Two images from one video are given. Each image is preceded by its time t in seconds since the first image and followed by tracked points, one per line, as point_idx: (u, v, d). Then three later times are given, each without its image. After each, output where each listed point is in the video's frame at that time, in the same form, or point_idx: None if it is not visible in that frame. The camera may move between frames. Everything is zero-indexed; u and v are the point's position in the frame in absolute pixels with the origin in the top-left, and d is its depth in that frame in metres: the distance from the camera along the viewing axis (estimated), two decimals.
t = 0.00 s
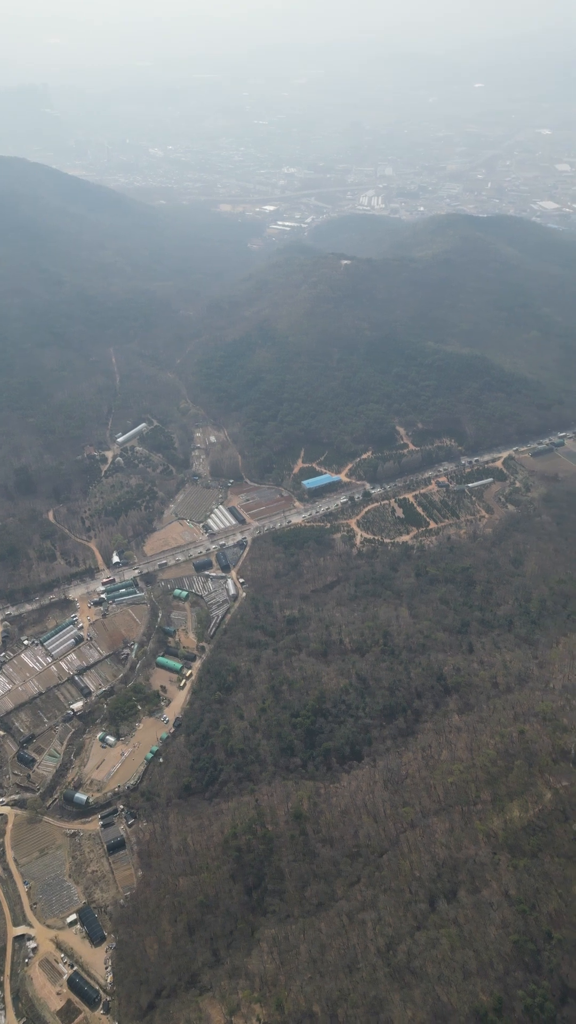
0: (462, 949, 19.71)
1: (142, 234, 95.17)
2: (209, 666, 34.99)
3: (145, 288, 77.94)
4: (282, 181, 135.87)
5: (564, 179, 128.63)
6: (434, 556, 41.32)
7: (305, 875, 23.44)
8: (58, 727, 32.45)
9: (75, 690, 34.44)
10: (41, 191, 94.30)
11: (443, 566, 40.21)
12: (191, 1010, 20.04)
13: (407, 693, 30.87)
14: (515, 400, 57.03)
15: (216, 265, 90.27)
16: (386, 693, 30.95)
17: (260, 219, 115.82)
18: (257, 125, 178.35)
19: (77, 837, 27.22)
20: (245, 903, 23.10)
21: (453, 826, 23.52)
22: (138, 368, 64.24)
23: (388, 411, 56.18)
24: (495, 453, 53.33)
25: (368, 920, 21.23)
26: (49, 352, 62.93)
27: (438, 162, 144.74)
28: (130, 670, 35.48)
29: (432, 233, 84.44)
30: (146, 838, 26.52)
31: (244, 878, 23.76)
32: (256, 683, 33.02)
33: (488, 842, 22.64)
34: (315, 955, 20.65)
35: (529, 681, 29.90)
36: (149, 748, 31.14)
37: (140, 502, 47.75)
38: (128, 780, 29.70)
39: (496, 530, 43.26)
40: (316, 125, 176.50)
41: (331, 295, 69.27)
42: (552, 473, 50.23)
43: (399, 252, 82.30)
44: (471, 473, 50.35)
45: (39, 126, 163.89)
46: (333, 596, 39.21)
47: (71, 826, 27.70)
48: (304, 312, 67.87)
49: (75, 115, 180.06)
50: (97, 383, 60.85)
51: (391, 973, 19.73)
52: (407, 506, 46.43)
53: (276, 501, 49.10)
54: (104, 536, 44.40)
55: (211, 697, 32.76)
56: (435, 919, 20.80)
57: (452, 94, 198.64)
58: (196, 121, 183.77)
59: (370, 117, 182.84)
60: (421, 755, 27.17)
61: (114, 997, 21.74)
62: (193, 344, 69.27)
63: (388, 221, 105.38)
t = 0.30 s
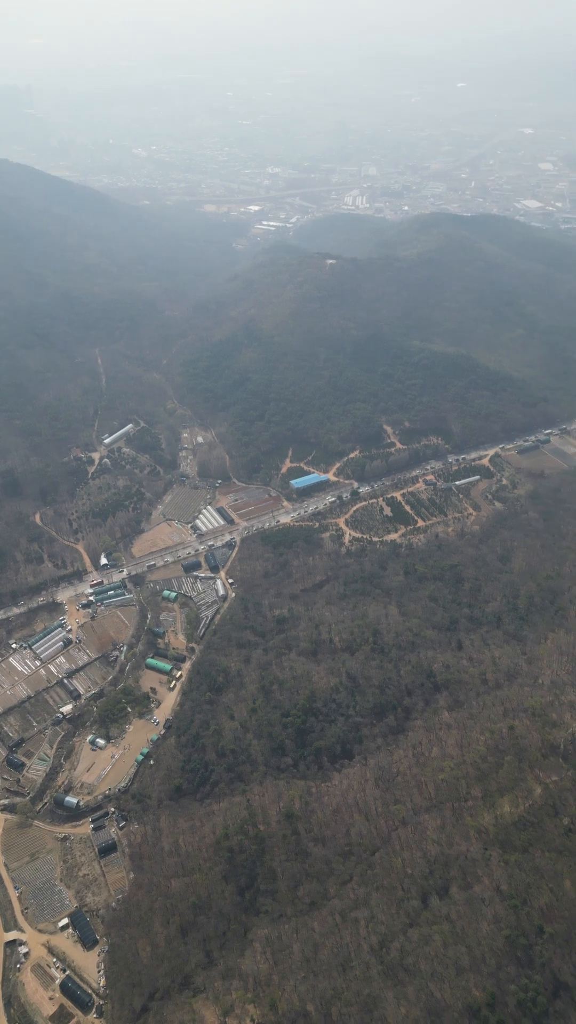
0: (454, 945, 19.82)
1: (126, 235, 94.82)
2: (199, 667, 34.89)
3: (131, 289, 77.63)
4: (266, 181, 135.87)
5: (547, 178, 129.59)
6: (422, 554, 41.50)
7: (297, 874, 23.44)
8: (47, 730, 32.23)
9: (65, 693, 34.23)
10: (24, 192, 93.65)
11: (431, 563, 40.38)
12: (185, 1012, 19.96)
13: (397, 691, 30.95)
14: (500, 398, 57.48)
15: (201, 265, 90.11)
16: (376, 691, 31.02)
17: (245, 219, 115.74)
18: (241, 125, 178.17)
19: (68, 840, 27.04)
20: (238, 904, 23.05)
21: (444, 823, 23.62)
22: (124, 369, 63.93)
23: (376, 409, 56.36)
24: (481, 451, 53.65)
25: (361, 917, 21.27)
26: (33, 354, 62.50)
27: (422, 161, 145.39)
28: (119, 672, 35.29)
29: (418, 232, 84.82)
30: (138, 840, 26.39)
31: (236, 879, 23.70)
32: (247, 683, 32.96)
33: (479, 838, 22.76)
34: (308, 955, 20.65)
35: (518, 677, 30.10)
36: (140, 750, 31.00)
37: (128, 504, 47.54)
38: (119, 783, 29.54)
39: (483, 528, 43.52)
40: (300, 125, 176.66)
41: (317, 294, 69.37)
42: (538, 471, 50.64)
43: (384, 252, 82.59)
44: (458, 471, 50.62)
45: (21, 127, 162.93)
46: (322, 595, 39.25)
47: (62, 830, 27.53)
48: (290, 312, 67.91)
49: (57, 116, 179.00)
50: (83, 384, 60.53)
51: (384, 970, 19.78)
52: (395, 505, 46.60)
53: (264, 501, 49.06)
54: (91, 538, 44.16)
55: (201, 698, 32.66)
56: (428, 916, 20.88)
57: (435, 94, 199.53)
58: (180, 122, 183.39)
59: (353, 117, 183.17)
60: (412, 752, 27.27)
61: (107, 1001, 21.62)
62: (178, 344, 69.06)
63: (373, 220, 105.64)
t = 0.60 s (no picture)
0: (447, 941, 19.93)
1: (110, 235, 94.39)
2: (189, 668, 34.77)
3: (116, 290, 77.28)
4: (251, 181, 135.78)
5: (529, 177, 130.45)
6: (411, 552, 41.66)
7: (289, 874, 23.42)
8: (36, 734, 31.99)
9: (54, 697, 33.98)
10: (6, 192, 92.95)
11: (420, 562, 40.55)
12: (178, 1014, 19.89)
13: (387, 689, 31.03)
14: (486, 395, 57.87)
15: (186, 266, 89.90)
16: (366, 689, 31.09)
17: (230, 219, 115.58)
18: (224, 125, 177.93)
19: (59, 845, 26.86)
20: (231, 905, 22.99)
21: (435, 820, 23.72)
22: (110, 370, 63.60)
23: (363, 408, 56.50)
24: (468, 449, 53.93)
25: (353, 915, 21.30)
26: (18, 356, 62.04)
27: (405, 161, 145.96)
28: (109, 675, 35.10)
29: (402, 231, 85.15)
30: (129, 843, 26.26)
31: (228, 879, 23.64)
32: (237, 683, 32.89)
33: (470, 833, 22.87)
34: (302, 954, 20.65)
35: (507, 673, 30.30)
36: (130, 753, 30.85)
37: (116, 505, 47.30)
38: (110, 785, 29.40)
39: (471, 525, 43.78)
40: (284, 125, 176.72)
41: (303, 294, 69.43)
42: (524, 468, 51.01)
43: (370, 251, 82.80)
44: (445, 469, 50.87)
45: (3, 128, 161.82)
46: (312, 594, 39.28)
47: (53, 834, 27.34)
48: (276, 311, 67.92)
49: (40, 117, 177.94)
50: (69, 386, 60.20)
51: (378, 968, 19.81)
52: (383, 503, 46.77)
53: (252, 501, 49.02)
54: (79, 540, 43.88)
55: (192, 699, 32.56)
56: (420, 913, 20.95)
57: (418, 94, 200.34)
58: (163, 122, 182.90)
59: (337, 117, 183.48)
60: (403, 749, 27.36)
61: (100, 1004, 21.50)
62: (164, 345, 68.85)
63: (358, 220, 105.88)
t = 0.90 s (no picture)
0: (439, 937, 20.02)
1: (94, 235, 93.95)
2: (179, 669, 34.67)
3: (101, 290, 76.93)
4: (235, 181, 135.67)
5: (513, 176, 131.24)
6: (399, 550, 41.82)
7: (282, 874, 23.42)
8: (26, 738, 31.77)
9: (43, 700, 33.76)
10: None
11: (408, 559, 40.71)
12: (172, 1017, 19.83)
13: (377, 687, 31.11)
14: (473, 393, 58.22)
15: (171, 266, 89.64)
16: (356, 687, 31.14)
17: (215, 219, 115.44)
18: (208, 125, 177.65)
19: (50, 848, 26.68)
20: (223, 905, 22.95)
21: (427, 817, 23.81)
22: (97, 371, 63.27)
23: (350, 407, 56.63)
24: (455, 447, 54.21)
25: (346, 914, 21.33)
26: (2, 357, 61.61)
27: (389, 160, 146.41)
28: (99, 677, 34.91)
29: (387, 231, 85.46)
30: (121, 845, 26.14)
31: (221, 880, 23.59)
32: (227, 683, 32.84)
33: (461, 830, 22.99)
34: (295, 953, 20.66)
35: (497, 669, 30.48)
36: (121, 755, 30.70)
37: (103, 507, 47.09)
38: (101, 788, 29.23)
39: (459, 523, 44.02)
40: (268, 125, 176.69)
41: (289, 294, 69.49)
42: (511, 465, 51.32)
43: (355, 251, 83.02)
44: (432, 467, 51.08)
45: None
46: (301, 593, 39.31)
47: (44, 838, 27.16)
48: (262, 311, 67.91)
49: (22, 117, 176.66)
50: (55, 387, 59.85)
51: (371, 966, 19.87)
52: (371, 502, 46.91)
53: (241, 501, 48.97)
54: (66, 542, 43.63)
55: (182, 700, 32.45)
56: (413, 910, 21.03)
57: (401, 93, 201.09)
58: (147, 122, 182.34)
59: (321, 117, 183.65)
60: (394, 747, 27.45)
61: (93, 1009, 21.40)
62: (151, 345, 68.60)
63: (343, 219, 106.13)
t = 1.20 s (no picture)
0: (432, 934, 20.10)
1: (78, 236, 93.45)
2: (168, 671, 34.53)
3: (85, 291, 76.51)
4: (220, 181, 135.50)
5: (496, 175, 132.02)
6: (388, 548, 41.94)
7: (274, 873, 23.40)
8: (15, 742, 31.52)
9: (32, 704, 33.51)
10: None
11: (397, 558, 40.84)
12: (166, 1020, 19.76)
13: (368, 685, 31.17)
14: (459, 392, 58.52)
15: (156, 266, 89.35)
16: (347, 686, 31.18)
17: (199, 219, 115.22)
18: (192, 125, 177.25)
19: (41, 853, 26.49)
20: (216, 906, 22.89)
21: (418, 814, 23.90)
22: (82, 373, 62.89)
23: (337, 407, 56.72)
24: (442, 445, 54.46)
25: (339, 913, 21.36)
26: None
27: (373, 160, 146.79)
28: (88, 680, 34.68)
29: (372, 230, 85.70)
30: (112, 848, 26.00)
31: (213, 881, 23.53)
32: (217, 684, 32.76)
33: (453, 826, 23.09)
34: (289, 953, 20.66)
35: (486, 665, 30.65)
36: (111, 758, 30.53)
37: (91, 508, 46.85)
38: (92, 791, 29.06)
39: (447, 520, 44.23)
40: (251, 125, 176.58)
41: (275, 293, 69.50)
42: (497, 463, 51.68)
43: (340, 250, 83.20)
44: (420, 465, 51.27)
45: None
46: (291, 593, 39.30)
47: (34, 843, 26.95)
48: (248, 311, 67.86)
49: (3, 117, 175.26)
50: (40, 389, 59.48)
51: (365, 964, 19.90)
52: (360, 501, 47.02)
53: (229, 501, 48.88)
54: (54, 545, 43.34)
55: (172, 702, 32.33)
56: (405, 907, 21.10)
57: (385, 94, 201.58)
58: (130, 122, 181.62)
59: (304, 117, 183.57)
60: (385, 745, 27.51)
61: (86, 1013, 21.28)
62: (136, 346, 68.32)
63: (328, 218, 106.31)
